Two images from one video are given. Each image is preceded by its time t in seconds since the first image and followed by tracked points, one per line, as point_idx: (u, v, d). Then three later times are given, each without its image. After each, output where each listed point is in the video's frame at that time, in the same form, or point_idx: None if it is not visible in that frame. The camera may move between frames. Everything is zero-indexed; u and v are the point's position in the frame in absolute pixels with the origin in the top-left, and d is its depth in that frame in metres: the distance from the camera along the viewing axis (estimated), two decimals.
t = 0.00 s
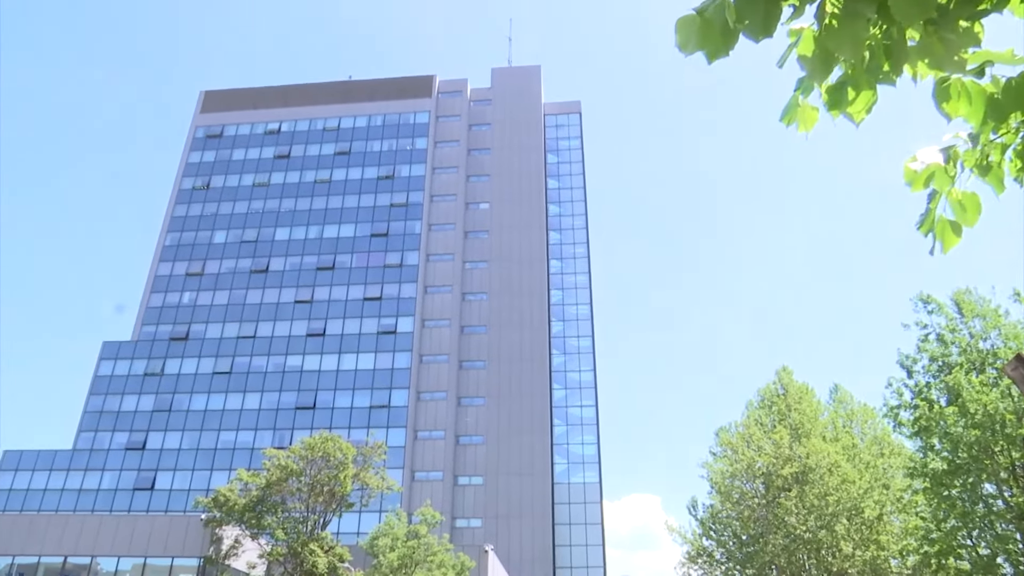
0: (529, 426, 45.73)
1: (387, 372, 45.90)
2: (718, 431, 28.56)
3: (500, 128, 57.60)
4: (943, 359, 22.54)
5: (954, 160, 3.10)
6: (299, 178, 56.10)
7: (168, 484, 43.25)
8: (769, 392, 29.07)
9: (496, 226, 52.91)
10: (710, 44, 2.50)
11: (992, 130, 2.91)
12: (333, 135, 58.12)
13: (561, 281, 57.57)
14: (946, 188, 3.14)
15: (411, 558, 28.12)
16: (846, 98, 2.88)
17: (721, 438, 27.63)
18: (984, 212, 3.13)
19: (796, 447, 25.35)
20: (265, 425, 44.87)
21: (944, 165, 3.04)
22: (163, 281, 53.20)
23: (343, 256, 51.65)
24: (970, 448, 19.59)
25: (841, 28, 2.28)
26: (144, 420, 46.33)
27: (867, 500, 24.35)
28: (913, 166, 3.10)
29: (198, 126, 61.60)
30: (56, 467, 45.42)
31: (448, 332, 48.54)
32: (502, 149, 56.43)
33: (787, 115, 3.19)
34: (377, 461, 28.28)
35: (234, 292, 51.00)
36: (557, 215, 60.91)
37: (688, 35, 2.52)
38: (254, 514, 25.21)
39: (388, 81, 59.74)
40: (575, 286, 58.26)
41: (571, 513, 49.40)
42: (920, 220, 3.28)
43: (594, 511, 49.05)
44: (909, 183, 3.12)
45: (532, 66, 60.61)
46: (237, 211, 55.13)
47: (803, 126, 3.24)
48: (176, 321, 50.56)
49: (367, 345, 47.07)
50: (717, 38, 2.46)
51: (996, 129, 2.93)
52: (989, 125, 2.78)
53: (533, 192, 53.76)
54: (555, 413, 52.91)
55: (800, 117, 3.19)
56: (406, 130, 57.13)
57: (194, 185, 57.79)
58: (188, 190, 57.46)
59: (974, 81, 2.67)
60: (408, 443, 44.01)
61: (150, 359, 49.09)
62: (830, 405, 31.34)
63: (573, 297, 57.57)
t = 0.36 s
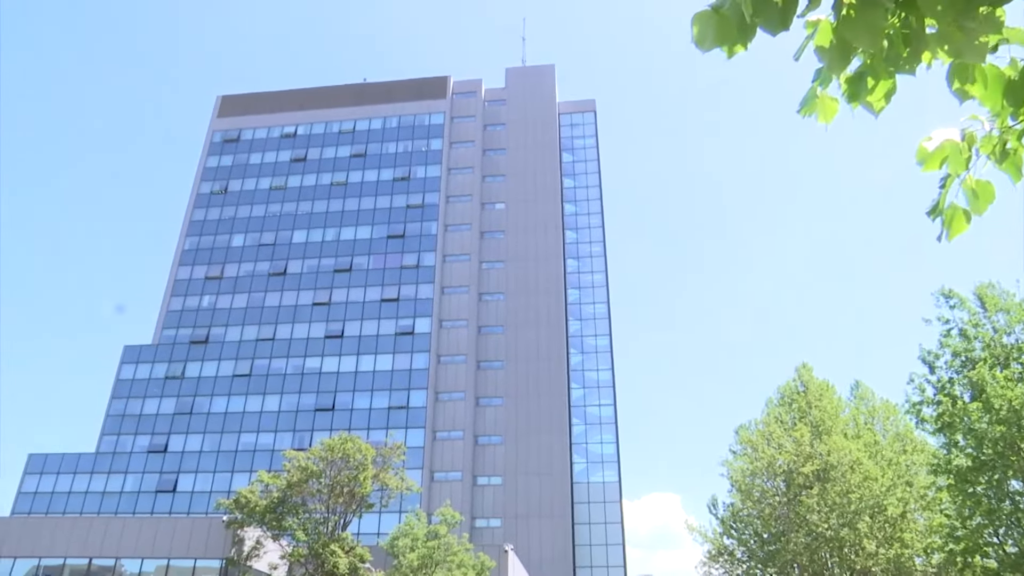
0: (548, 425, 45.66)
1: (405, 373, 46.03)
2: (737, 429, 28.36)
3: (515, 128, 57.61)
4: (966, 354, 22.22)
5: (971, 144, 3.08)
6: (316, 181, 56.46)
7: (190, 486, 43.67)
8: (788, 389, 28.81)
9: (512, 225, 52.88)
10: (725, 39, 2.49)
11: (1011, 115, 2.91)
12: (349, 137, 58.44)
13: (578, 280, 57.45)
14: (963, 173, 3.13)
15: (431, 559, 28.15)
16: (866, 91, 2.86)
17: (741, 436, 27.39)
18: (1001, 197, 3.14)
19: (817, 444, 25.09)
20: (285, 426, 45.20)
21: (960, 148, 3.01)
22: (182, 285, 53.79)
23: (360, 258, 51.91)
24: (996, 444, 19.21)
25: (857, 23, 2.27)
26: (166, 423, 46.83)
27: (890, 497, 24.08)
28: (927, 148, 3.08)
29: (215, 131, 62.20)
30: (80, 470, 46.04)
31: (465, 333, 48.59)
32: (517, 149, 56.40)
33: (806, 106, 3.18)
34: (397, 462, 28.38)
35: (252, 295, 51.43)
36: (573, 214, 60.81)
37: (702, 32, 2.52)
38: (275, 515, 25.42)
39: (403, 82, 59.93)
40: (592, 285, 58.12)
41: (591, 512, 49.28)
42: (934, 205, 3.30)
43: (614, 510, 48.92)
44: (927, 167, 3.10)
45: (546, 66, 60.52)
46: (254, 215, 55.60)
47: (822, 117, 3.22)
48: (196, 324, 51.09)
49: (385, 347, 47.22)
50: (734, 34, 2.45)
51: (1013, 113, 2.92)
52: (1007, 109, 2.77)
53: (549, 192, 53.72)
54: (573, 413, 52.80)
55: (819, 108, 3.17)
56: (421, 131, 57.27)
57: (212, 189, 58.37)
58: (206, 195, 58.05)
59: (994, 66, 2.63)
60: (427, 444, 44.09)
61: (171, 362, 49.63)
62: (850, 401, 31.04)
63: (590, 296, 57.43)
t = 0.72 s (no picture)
0: (566, 424, 45.59)
1: (422, 374, 46.10)
2: (757, 427, 28.12)
3: (529, 128, 57.60)
4: (989, 349, 21.90)
5: (996, 142, 3.01)
6: (331, 184, 56.79)
7: (210, 488, 44.10)
8: (807, 386, 28.54)
9: (527, 226, 52.82)
10: (742, 37, 2.53)
11: None
12: (364, 139, 58.74)
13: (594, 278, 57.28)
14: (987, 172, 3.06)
15: (450, 559, 28.15)
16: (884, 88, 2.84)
17: (761, 433, 27.14)
18: None
19: (838, 441, 24.84)
20: (304, 428, 45.46)
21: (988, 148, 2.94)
22: (201, 289, 54.30)
23: (376, 259, 52.12)
24: (1021, 440, 18.87)
25: (876, 19, 2.31)
26: (186, 425, 47.32)
27: (913, 495, 23.80)
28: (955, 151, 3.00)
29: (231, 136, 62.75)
30: (103, 472, 46.64)
31: (482, 333, 48.65)
32: (531, 148, 56.37)
33: (822, 102, 3.13)
34: (415, 463, 28.43)
35: (270, 298, 51.81)
36: (588, 213, 60.70)
37: (719, 29, 2.56)
38: (295, 516, 25.58)
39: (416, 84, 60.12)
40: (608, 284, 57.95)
41: (610, 511, 49.12)
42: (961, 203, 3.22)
43: (633, 510, 48.75)
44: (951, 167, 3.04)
45: (560, 65, 60.45)
46: (271, 218, 56.01)
47: (839, 113, 3.17)
48: (215, 327, 51.56)
49: (402, 348, 47.42)
50: (749, 31, 2.48)
51: None
52: None
53: (564, 191, 53.65)
54: (591, 412, 52.65)
55: (833, 105, 3.11)
56: (435, 132, 57.41)
57: (229, 193, 58.89)
58: (223, 199, 58.58)
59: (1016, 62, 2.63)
60: (445, 444, 44.13)
61: (191, 365, 50.12)
62: (871, 399, 30.74)
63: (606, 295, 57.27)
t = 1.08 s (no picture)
0: (582, 423, 45.51)
1: (438, 374, 46.20)
2: (775, 425, 27.89)
3: (542, 127, 57.56)
4: (1010, 344, 21.60)
5: None
6: (346, 186, 57.04)
7: (229, 489, 44.44)
8: (825, 383, 28.26)
9: (542, 225, 52.78)
10: (759, 43, 2.54)
11: None
12: (377, 141, 58.98)
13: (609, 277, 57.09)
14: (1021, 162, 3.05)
15: (468, 559, 28.15)
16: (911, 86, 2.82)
17: (778, 432, 26.93)
18: None
19: (857, 439, 24.59)
20: (321, 429, 45.66)
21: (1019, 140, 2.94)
22: (217, 292, 54.76)
23: (391, 260, 52.27)
24: None
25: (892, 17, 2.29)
26: (205, 428, 47.72)
27: (934, 492, 23.53)
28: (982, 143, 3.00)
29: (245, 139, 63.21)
30: (123, 475, 47.11)
31: (497, 333, 48.68)
32: (545, 148, 56.31)
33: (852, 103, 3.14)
34: (432, 463, 28.47)
35: (286, 300, 52.13)
36: (602, 211, 60.57)
37: (737, 34, 2.57)
38: (313, 517, 25.71)
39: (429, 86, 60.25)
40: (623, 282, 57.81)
41: (627, 511, 48.93)
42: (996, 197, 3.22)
43: (650, 509, 48.58)
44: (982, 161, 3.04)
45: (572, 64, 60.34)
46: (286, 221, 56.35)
47: (869, 112, 3.17)
48: (232, 330, 51.96)
49: (418, 348, 47.56)
50: (767, 36, 2.49)
51: None
52: None
53: (578, 190, 53.56)
54: (607, 411, 52.49)
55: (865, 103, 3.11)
56: (448, 133, 57.50)
57: (244, 197, 59.32)
58: (238, 203, 59.02)
59: None
60: (461, 444, 44.16)
61: (208, 367, 50.54)
62: (890, 396, 30.45)
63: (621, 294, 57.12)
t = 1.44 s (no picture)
0: (599, 422, 45.40)
1: (455, 375, 46.31)
2: (793, 423, 27.65)
3: (556, 127, 57.47)
4: None
5: None
6: (361, 187, 57.31)
7: (249, 491, 44.78)
8: (844, 379, 27.98)
9: (556, 225, 52.71)
10: (771, 40, 2.52)
11: None
12: (392, 143, 59.17)
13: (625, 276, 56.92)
14: None
15: (487, 559, 28.16)
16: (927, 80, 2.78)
17: (797, 429, 26.71)
18: None
19: (877, 436, 24.33)
20: (338, 430, 45.87)
21: None
22: (235, 295, 55.23)
23: (406, 261, 52.44)
24: None
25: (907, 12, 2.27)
26: (224, 430, 48.12)
27: (957, 489, 23.23)
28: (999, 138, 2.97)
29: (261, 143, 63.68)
30: (144, 477, 47.59)
31: (513, 333, 48.71)
32: (559, 147, 56.22)
33: (866, 97, 3.09)
34: (449, 463, 28.53)
35: (303, 302, 52.47)
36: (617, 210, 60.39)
37: (748, 33, 2.55)
38: (332, 518, 25.86)
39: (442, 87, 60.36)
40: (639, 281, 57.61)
41: (645, 510, 48.73)
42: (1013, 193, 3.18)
43: (669, 508, 48.37)
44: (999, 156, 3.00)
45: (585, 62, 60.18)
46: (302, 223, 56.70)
47: (884, 107, 3.12)
48: (250, 332, 52.37)
49: (434, 349, 47.70)
50: (780, 34, 2.48)
51: None
52: None
53: (593, 188, 53.45)
54: (624, 410, 52.31)
55: (880, 99, 3.06)
56: (462, 133, 57.59)
57: (260, 200, 59.75)
58: (254, 206, 59.47)
59: None
60: (479, 444, 44.21)
61: (227, 370, 50.98)
62: (911, 392, 30.14)
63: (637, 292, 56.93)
